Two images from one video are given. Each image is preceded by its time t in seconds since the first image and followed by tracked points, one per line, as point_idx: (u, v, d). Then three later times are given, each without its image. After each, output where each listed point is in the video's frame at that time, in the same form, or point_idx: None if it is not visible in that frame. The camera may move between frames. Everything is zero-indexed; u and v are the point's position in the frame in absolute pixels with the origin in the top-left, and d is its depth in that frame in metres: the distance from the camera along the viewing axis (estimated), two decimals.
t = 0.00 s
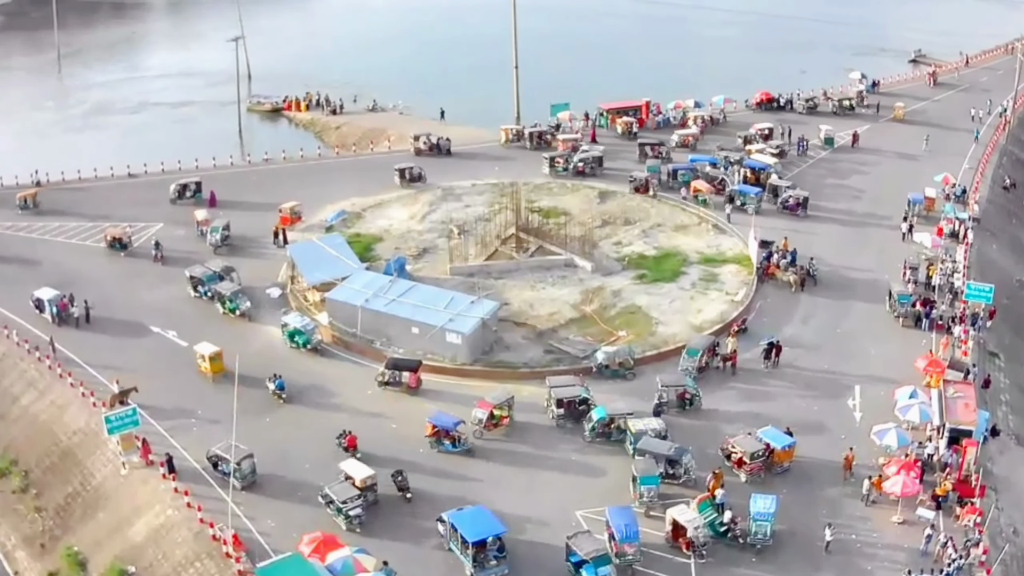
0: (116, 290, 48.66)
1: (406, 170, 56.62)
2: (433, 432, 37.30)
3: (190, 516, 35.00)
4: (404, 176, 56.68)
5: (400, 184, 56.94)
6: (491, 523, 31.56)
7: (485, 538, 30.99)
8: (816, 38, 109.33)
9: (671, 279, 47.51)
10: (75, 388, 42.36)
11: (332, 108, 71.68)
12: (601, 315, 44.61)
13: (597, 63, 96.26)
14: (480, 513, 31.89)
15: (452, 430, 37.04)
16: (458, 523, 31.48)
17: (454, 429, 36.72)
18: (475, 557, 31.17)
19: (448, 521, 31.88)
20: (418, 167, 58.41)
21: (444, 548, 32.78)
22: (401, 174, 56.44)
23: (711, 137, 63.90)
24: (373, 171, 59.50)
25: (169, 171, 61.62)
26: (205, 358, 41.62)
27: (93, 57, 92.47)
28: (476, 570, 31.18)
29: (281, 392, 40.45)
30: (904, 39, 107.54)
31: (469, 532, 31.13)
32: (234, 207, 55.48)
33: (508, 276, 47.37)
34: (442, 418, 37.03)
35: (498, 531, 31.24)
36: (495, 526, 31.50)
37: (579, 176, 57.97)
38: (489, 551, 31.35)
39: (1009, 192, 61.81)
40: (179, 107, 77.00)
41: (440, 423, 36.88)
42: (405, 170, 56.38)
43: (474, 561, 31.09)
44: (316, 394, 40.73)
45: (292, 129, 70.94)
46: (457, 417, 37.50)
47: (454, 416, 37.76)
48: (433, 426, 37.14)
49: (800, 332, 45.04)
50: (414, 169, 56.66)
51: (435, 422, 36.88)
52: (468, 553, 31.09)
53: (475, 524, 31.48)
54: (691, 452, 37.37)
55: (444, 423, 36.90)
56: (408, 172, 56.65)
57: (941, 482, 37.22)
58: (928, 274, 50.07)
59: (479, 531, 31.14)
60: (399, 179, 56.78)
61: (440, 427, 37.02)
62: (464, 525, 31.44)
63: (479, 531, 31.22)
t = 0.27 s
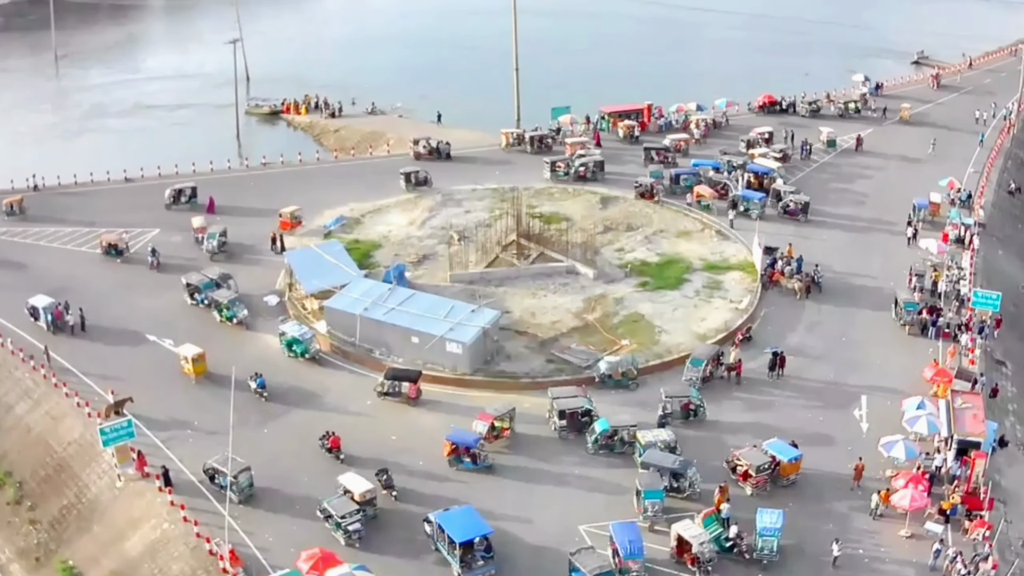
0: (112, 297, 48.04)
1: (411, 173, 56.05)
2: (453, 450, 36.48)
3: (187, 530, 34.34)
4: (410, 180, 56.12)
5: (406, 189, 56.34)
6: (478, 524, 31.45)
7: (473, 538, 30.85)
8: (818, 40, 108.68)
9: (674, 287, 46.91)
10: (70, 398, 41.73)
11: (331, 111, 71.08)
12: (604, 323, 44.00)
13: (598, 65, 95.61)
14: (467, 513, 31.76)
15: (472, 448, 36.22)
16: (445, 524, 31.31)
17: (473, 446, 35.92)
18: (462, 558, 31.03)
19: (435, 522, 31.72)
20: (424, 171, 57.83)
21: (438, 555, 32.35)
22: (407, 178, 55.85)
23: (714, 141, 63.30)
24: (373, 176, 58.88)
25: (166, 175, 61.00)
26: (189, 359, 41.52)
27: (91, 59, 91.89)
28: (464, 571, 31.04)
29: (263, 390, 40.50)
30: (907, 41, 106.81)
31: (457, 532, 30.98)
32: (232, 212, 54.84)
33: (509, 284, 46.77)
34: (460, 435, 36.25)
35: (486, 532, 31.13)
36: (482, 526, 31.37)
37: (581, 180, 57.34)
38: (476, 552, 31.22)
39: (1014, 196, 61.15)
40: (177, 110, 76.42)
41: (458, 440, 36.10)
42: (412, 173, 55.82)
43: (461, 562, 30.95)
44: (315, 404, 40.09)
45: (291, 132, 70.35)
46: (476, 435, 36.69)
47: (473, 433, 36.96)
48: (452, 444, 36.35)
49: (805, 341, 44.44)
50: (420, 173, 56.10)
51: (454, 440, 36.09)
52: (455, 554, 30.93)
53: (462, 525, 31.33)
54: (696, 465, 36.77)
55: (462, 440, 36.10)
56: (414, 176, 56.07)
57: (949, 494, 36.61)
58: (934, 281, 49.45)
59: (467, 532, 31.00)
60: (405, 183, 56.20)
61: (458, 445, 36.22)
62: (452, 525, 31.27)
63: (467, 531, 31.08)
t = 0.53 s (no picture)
0: (108, 305, 47.42)
1: (417, 177, 55.67)
2: (473, 468, 35.47)
3: (183, 545, 33.67)
4: (416, 184, 55.67)
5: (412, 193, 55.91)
6: (463, 524, 31.55)
7: (458, 538, 30.93)
8: (819, 42, 108.08)
9: (678, 294, 46.32)
10: (65, 409, 41.08)
11: (330, 114, 70.53)
12: (606, 332, 43.39)
13: (598, 67, 95.02)
14: (452, 514, 31.85)
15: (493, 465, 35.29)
16: (431, 524, 31.41)
17: (497, 463, 34.99)
18: (448, 558, 31.13)
19: (420, 522, 31.82)
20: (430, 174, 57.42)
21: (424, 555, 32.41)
22: (413, 182, 55.40)
23: (716, 145, 62.69)
24: (372, 180, 58.28)
25: (163, 180, 60.43)
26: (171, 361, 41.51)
27: (89, 61, 91.32)
28: (450, 572, 31.13)
29: (243, 389, 40.68)
30: (909, 43, 106.18)
31: (442, 532, 31.09)
32: (230, 218, 54.23)
33: (510, 291, 46.18)
34: (481, 452, 35.22)
35: (470, 532, 31.25)
36: (467, 526, 31.47)
37: (582, 185, 56.73)
38: (462, 552, 31.31)
39: (1020, 201, 60.52)
40: (175, 113, 75.84)
41: (480, 458, 35.06)
42: (418, 178, 55.42)
43: (447, 562, 31.05)
44: (313, 415, 39.46)
45: (290, 136, 69.84)
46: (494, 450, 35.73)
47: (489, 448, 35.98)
48: (472, 462, 35.30)
49: (810, 350, 43.82)
50: (426, 177, 55.72)
51: (476, 458, 35.03)
52: (441, 554, 31.03)
53: (448, 525, 31.42)
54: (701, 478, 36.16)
55: (484, 458, 35.09)
56: (420, 179, 55.70)
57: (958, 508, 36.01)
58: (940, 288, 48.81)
59: (452, 532, 31.09)
60: (411, 187, 55.80)
61: (479, 463, 35.20)
62: (437, 526, 31.37)
63: (452, 532, 31.19)
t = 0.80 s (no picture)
0: (104, 312, 46.81)
1: (423, 182, 55.26)
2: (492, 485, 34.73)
3: (179, 559, 33.01)
4: (421, 189, 55.33)
5: (417, 198, 55.51)
6: (448, 523, 31.78)
7: (443, 538, 31.15)
8: (820, 43, 107.48)
9: (681, 302, 45.74)
10: (60, 420, 40.45)
11: (329, 117, 70.03)
12: (609, 341, 42.82)
13: (599, 69, 94.44)
14: (436, 513, 32.05)
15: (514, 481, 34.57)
16: (416, 524, 31.62)
17: (517, 478, 34.27)
18: (433, 557, 31.35)
19: (405, 522, 32.02)
20: (436, 179, 56.99)
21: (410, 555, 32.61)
22: (418, 186, 55.04)
23: (719, 149, 62.14)
24: (372, 184, 57.70)
25: (160, 184, 59.85)
26: (155, 362, 41.44)
27: (87, 62, 90.75)
28: (435, 570, 31.35)
29: (225, 387, 40.77)
30: (910, 44, 105.55)
31: (427, 532, 31.32)
32: (228, 223, 53.66)
33: (511, 299, 45.60)
34: (500, 468, 34.52)
35: (456, 531, 31.45)
36: (452, 525, 31.67)
37: (584, 190, 56.15)
38: (447, 551, 31.52)
39: None
40: (172, 115, 75.28)
41: (500, 474, 34.36)
42: (423, 182, 55.02)
43: (432, 561, 31.27)
44: (311, 426, 38.85)
45: (289, 139, 69.40)
46: (514, 465, 35.03)
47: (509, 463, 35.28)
48: (492, 479, 34.59)
49: (815, 359, 43.29)
50: (431, 182, 55.26)
51: (496, 474, 34.35)
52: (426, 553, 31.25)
53: (432, 524, 31.63)
54: (706, 492, 35.61)
55: (503, 473, 34.39)
56: (426, 184, 55.28)
57: (965, 521, 35.48)
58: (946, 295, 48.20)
59: (437, 531, 31.33)
60: (416, 192, 55.39)
61: (500, 479, 34.49)
62: (421, 526, 31.59)
63: (437, 531, 31.39)
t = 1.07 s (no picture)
0: (100, 320, 46.21)
1: (429, 186, 54.64)
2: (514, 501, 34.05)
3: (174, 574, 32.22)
4: (426, 193, 54.73)
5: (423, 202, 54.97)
6: (432, 522, 31.75)
7: (427, 536, 31.17)
8: (822, 45, 106.89)
9: (685, 310, 45.14)
10: (55, 430, 39.70)
11: (329, 120, 69.52)
12: (612, 350, 42.23)
13: (600, 71, 93.89)
14: (419, 512, 32.07)
15: (537, 496, 33.92)
16: (400, 523, 31.60)
17: (540, 492, 33.68)
18: (418, 556, 31.39)
19: (388, 521, 32.02)
20: (442, 183, 56.43)
21: (393, 554, 32.59)
22: (424, 190, 54.49)
23: (722, 153, 61.61)
24: (372, 189, 57.13)
25: (158, 188, 59.27)
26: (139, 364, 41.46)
27: (85, 64, 90.23)
28: (419, 569, 31.39)
29: (206, 385, 40.91)
30: (913, 46, 104.98)
31: (411, 531, 31.27)
32: (226, 229, 53.08)
33: (513, 307, 45.00)
34: (522, 484, 33.91)
35: (439, 529, 31.42)
36: (436, 524, 31.68)
37: (586, 196, 55.58)
38: (431, 550, 31.55)
39: None
40: (170, 118, 74.71)
41: (522, 489, 33.73)
42: (429, 186, 54.46)
43: (417, 560, 31.30)
44: (310, 438, 38.19)
45: (288, 142, 68.90)
46: (533, 480, 34.45)
47: (528, 479, 34.66)
48: (513, 495, 33.91)
49: (821, 368, 42.71)
50: (437, 186, 54.67)
51: (518, 489, 33.68)
52: (410, 552, 31.26)
53: (416, 523, 31.66)
54: (712, 506, 34.98)
55: (526, 488, 33.75)
56: (432, 188, 54.68)
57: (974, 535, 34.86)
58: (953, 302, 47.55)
59: (421, 530, 31.32)
60: (422, 196, 54.79)
61: (522, 495, 33.82)
62: (405, 524, 31.58)
63: (421, 530, 31.40)
